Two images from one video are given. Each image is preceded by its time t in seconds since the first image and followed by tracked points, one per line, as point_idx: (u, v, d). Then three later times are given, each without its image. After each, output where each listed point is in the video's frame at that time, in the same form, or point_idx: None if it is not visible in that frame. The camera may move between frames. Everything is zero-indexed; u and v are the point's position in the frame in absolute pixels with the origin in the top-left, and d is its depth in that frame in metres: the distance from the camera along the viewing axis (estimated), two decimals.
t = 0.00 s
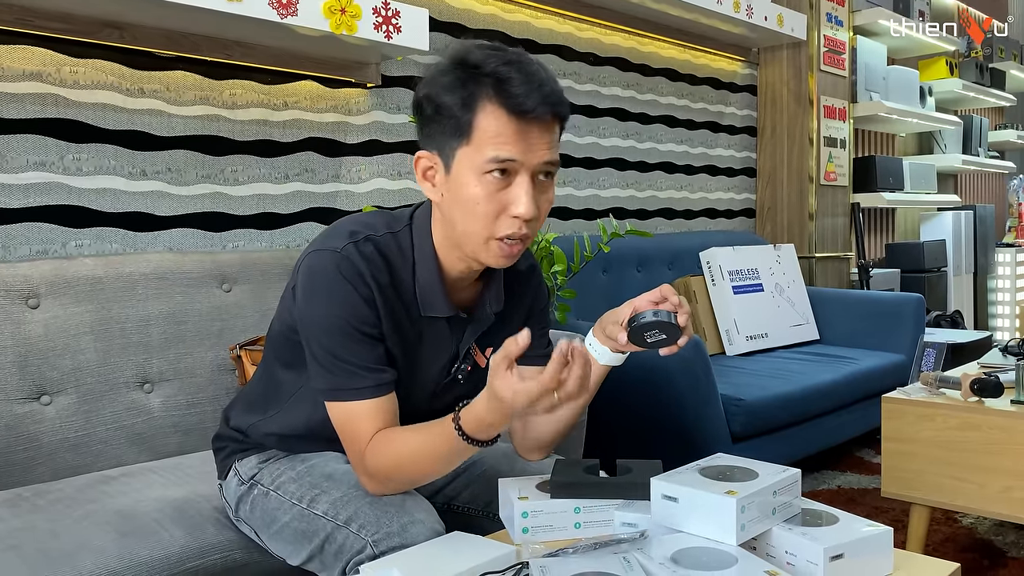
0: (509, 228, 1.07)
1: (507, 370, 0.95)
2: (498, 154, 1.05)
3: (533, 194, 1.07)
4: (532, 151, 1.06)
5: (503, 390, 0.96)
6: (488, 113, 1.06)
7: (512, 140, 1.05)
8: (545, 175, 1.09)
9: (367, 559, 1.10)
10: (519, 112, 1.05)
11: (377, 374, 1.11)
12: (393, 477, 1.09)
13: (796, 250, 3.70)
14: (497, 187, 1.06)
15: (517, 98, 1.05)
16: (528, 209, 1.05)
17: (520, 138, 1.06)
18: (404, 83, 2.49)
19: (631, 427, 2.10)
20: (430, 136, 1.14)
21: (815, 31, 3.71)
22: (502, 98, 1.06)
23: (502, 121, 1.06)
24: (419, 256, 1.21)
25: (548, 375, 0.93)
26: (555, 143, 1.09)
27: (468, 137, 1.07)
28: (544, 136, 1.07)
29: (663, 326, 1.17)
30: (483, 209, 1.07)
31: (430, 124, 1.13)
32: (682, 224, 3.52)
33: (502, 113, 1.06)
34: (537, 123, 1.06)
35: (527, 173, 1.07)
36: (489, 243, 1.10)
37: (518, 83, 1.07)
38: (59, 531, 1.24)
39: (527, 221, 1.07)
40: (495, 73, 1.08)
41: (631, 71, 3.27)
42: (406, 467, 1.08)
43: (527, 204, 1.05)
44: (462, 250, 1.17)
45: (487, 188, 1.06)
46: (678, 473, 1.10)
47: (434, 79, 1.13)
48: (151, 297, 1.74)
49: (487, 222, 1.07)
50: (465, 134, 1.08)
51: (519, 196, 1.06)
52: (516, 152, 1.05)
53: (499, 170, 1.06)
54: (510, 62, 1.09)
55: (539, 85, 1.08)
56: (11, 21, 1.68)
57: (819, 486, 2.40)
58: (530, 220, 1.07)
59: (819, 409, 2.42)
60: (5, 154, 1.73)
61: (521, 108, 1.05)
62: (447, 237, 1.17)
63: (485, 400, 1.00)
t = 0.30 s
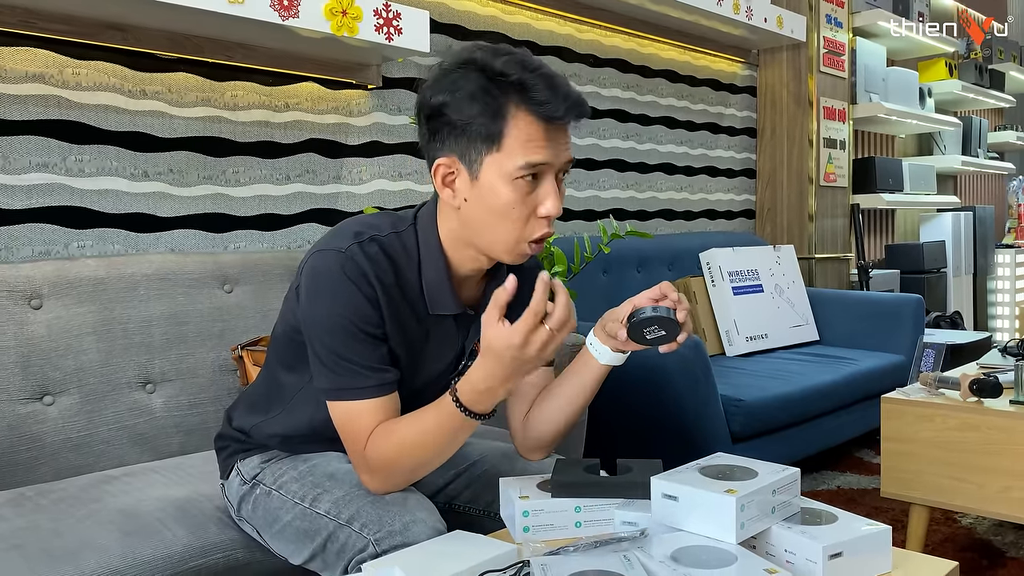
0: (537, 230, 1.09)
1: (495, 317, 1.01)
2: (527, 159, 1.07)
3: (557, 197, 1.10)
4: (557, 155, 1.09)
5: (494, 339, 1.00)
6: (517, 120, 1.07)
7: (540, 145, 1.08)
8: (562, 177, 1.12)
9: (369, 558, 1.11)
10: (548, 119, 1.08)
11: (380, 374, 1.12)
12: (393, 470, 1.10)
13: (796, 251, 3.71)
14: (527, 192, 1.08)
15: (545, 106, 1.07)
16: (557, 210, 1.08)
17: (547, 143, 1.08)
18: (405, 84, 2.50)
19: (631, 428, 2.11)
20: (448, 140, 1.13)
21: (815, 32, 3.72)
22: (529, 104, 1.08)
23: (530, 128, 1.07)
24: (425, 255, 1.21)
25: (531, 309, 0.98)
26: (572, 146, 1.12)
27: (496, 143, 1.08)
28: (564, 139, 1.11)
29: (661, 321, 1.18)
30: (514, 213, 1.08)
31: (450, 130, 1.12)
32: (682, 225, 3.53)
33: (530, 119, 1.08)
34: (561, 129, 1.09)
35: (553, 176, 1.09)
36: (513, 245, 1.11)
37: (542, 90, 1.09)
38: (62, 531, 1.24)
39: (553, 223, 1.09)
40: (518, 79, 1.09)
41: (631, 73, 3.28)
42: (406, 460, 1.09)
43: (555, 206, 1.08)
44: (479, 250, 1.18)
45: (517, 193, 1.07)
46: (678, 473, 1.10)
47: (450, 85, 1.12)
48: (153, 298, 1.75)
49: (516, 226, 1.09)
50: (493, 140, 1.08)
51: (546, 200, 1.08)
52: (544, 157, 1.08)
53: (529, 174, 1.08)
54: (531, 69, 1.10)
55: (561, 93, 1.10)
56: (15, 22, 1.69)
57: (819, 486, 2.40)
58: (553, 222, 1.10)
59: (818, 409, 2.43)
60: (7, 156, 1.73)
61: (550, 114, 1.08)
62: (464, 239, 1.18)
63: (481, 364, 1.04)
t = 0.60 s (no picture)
0: (520, 225, 1.10)
1: (523, 312, 1.02)
2: (516, 156, 1.07)
3: (546, 195, 1.09)
4: (548, 153, 1.09)
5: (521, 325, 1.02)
6: (506, 116, 1.07)
7: (529, 143, 1.07)
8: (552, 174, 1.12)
9: (363, 554, 1.11)
10: (537, 116, 1.07)
11: (374, 370, 1.12)
12: (390, 467, 1.10)
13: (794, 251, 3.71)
14: (514, 188, 1.07)
15: (535, 103, 1.07)
16: (544, 209, 1.08)
17: (537, 140, 1.08)
18: (403, 83, 2.50)
19: (628, 427, 2.10)
20: (439, 134, 1.13)
21: (813, 32, 3.72)
22: (519, 101, 1.08)
23: (519, 124, 1.07)
24: (419, 251, 1.21)
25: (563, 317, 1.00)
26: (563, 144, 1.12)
27: (485, 139, 1.08)
28: (555, 138, 1.10)
29: (659, 322, 1.18)
30: (498, 208, 1.08)
31: (440, 123, 1.13)
32: (680, 225, 3.52)
33: (519, 116, 1.07)
34: (552, 126, 1.09)
35: (541, 175, 1.09)
36: (499, 240, 1.12)
37: (533, 86, 1.08)
38: (56, 528, 1.24)
39: (540, 220, 1.09)
40: (509, 76, 1.09)
41: (629, 72, 3.28)
42: (402, 458, 1.08)
43: (542, 204, 1.08)
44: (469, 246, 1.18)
45: (504, 189, 1.07)
46: (673, 469, 1.10)
47: (443, 78, 1.13)
48: (149, 296, 1.74)
49: (499, 221, 1.09)
50: (481, 135, 1.08)
51: (535, 197, 1.08)
52: (534, 155, 1.08)
53: (516, 171, 1.07)
54: (524, 66, 1.11)
55: (553, 90, 1.10)
56: (11, 21, 1.69)
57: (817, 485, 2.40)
58: (540, 219, 1.09)
59: (816, 408, 2.43)
60: (4, 154, 1.73)
61: (539, 111, 1.07)
62: (452, 235, 1.18)
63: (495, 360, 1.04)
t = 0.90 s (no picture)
0: (515, 222, 1.09)
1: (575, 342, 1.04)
2: (506, 151, 1.07)
3: (540, 191, 1.09)
4: (540, 148, 1.09)
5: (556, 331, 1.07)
6: (496, 112, 1.07)
7: (519, 139, 1.07)
8: (546, 171, 1.11)
9: (363, 557, 1.10)
10: (526, 110, 1.07)
11: (376, 372, 1.11)
12: (397, 470, 1.10)
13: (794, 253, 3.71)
14: (506, 186, 1.07)
15: (524, 98, 1.07)
16: (538, 206, 1.08)
17: (527, 135, 1.08)
18: (402, 85, 2.50)
19: (629, 429, 2.10)
20: (431, 133, 1.14)
21: (813, 34, 3.72)
22: (509, 98, 1.07)
23: (509, 120, 1.07)
24: (419, 252, 1.21)
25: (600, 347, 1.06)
26: (555, 140, 1.11)
27: (475, 136, 1.08)
28: (547, 134, 1.10)
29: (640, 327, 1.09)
30: (491, 205, 1.08)
31: (432, 122, 1.14)
32: (680, 227, 3.52)
33: (510, 112, 1.07)
34: (543, 121, 1.09)
35: (535, 172, 1.09)
36: (494, 237, 1.11)
37: (521, 80, 1.08)
38: (56, 530, 1.24)
39: (534, 217, 1.09)
40: (498, 72, 1.09)
41: (629, 74, 3.28)
42: (408, 461, 1.08)
43: (535, 200, 1.07)
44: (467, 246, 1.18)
45: (496, 185, 1.07)
46: (674, 471, 1.10)
47: (434, 78, 1.13)
48: (149, 298, 1.74)
49: (493, 218, 1.09)
50: (472, 133, 1.08)
51: (528, 193, 1.07)
52: (524, 150, 1.07)
53: (508, 169, 1.07)
54: (512, 62, 1.11)
55: (543, 84, 1.10)
56: (10, 22, 1.68)
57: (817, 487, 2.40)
58: (536, 216, 1.09)
59: (816, 410, 2.43)
60: (4, 156, 1.73)
61: (528, 107, 1.07)
62: (449, 233, 1.19)
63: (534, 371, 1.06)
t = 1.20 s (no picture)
0: (502, 218, 1.09)
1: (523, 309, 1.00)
2: (499, 145, 1.07)
3: (531, 190, 1.09)
4: (535, 145, 1.08)
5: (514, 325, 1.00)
6: (494, 107, 1.08)
7: (515, 134, 1.07)
8: (543, 170, 1.11)
9: (364, 558, 1.10)
10: (523, 107, 1.07)
11: (374, 374, 1.12)
12: (395, 470, 1.10)
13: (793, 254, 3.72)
14: (496, 180, 1.08)
15: (523, 95, 1.07)
16: (526, 203, 1.07)
17: (523, 131, 1.08)
18: (402, 87, 2.50)
19: (628, 430, 2.10)
20: (435, 124, 1.16)
21: (812, 36, 3.73)
22: (507, 92, 1.08)
23: (506, 114, 1.08)
24: (417, 253, 1.22)
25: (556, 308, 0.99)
26: (555, 140, 1.11)
27: (473, 128, 1.09)
28: (545, 132, 1.09)
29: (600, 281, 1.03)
30: (478, 197, 1.08)
31: (437, 114, 1.15)
32: (680, 228, 3.53)
33: (507, 108, 1.08)
34: (541, 119, 1.09)
35: (526, 169, 1.08)
36: (481, 234, 1.11)
37: (522, 78, 1.09)
38: (56, 532, 1.24)
39: (524, 216, 1.08)
40: (501, 68, 1.10)
41: (628, 76, 3.29)
42: (406, 460, 1.09)
43: (523, 197, 1.06)
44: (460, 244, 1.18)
45: (487, 179, 1.08)
46: (673, 472, 1.10)
47: (440, 73, 1.16)
48: (149, 300, 1.75)
49: (482, 213, 1.09)
50: (467, 125, 1.10)
51: (516, 189, 1.07)
52: (517, 145, 1.07)
53: (498, 160, 1.08)
54: (515, 59, 1.11)
55: (544, 83, 1.10)
56: (11, 24, 1.69)
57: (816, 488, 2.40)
58: (525, 215, 1.08)
59: (816, 411, 2.43)
60: (5, 158, 1.74)
61: (525, 103, 1.07)
62: (444, 230, 1.19)
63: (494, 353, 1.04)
